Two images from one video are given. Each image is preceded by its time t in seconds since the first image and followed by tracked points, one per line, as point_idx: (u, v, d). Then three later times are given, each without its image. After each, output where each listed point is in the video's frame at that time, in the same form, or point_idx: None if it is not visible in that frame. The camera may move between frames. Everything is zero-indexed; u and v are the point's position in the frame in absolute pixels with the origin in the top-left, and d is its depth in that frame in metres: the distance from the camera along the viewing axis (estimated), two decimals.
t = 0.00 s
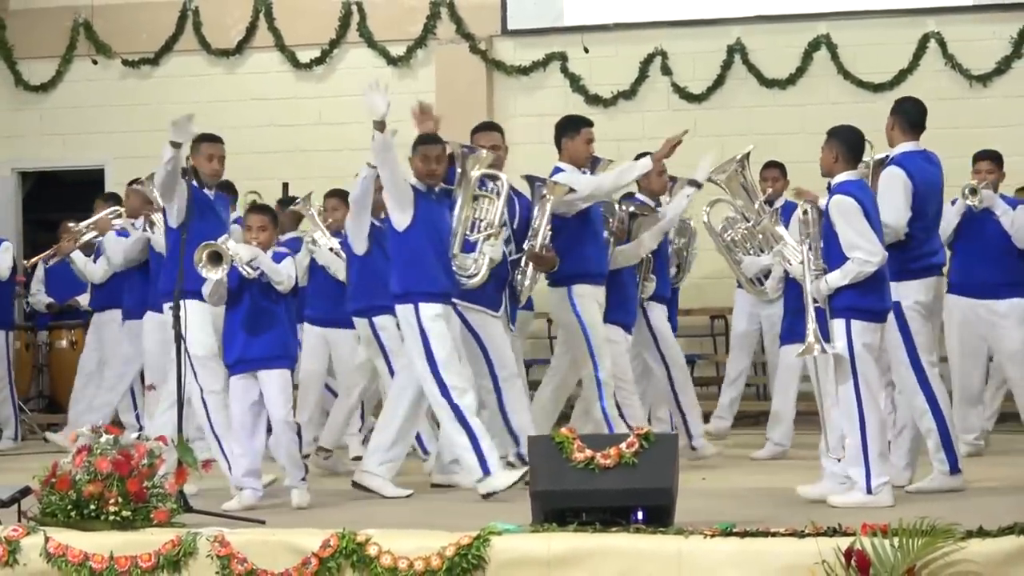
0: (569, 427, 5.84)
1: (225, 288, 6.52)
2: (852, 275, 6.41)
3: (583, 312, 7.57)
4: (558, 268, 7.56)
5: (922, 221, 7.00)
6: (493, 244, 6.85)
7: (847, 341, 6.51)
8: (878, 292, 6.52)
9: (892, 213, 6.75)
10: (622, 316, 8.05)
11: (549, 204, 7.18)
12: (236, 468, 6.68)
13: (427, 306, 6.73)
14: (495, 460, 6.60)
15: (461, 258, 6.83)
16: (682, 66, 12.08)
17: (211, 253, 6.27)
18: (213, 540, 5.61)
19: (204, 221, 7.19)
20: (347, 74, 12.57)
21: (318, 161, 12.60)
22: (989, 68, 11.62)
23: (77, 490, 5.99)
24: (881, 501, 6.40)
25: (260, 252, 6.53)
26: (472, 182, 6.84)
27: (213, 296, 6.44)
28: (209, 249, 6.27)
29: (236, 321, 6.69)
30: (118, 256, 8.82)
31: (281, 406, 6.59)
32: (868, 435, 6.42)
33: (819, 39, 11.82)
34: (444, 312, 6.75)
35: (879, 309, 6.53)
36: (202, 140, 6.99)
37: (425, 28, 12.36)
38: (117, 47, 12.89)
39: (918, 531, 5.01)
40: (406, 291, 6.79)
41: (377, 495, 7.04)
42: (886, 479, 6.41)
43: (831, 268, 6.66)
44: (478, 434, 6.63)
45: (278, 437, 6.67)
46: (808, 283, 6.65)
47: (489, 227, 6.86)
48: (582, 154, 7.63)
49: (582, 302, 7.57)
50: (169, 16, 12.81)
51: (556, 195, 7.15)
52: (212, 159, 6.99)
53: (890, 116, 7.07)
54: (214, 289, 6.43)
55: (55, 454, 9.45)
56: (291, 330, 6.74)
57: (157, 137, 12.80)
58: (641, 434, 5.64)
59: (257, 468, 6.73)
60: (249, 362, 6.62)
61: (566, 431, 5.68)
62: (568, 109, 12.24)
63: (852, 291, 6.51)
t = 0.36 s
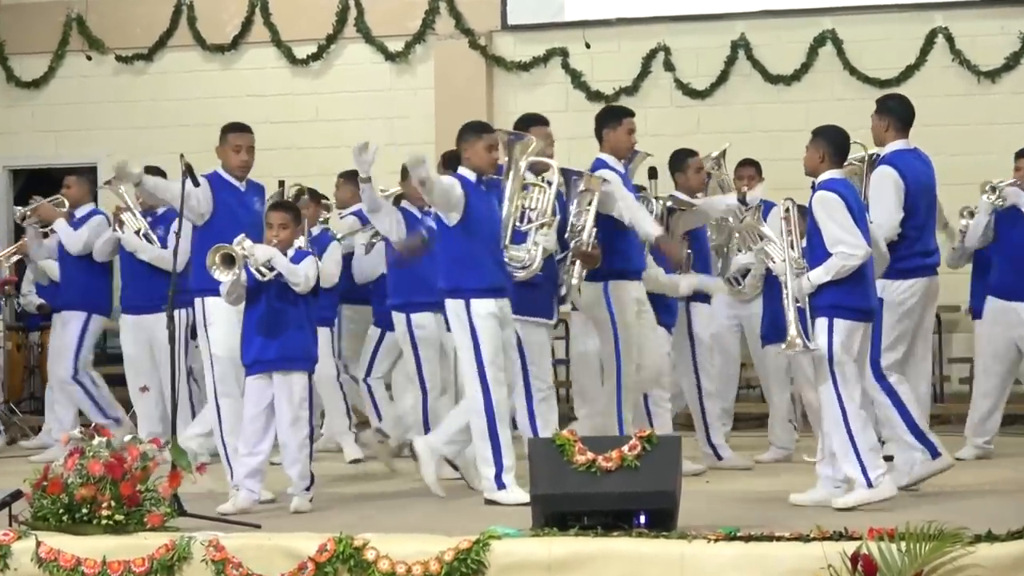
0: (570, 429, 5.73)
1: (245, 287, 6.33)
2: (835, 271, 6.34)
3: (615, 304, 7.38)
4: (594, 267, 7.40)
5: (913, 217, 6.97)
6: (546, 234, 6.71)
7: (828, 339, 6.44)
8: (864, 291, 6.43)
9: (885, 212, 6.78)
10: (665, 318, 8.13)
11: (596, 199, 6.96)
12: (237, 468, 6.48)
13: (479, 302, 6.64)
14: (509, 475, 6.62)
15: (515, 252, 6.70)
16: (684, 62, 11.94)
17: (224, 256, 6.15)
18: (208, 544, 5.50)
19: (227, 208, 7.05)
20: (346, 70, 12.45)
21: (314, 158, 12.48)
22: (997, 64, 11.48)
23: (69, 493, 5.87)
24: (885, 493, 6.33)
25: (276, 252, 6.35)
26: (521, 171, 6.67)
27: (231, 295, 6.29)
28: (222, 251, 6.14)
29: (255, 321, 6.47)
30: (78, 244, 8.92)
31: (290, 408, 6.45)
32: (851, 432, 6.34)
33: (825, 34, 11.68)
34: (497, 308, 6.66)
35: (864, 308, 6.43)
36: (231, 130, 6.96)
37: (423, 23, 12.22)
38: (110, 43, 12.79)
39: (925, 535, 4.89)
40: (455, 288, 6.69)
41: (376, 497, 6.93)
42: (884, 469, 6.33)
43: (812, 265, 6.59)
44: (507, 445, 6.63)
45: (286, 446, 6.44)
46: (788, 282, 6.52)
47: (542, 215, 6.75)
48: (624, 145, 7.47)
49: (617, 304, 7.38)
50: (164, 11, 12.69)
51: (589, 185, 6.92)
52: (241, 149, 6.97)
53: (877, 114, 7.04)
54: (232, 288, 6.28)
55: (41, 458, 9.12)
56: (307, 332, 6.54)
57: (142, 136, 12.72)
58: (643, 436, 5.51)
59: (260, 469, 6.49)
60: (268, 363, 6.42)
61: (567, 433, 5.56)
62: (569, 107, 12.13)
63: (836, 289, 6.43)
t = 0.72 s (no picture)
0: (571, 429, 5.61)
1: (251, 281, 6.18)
2: (831, 264, 6.22)
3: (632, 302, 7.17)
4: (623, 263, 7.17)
5: (914, 212, 6.79)
6: (574, 228, 6.55)
7: (822, 332, 6.30)
8: (861, 285, 6.30)
9: (890, 204, 6.65)
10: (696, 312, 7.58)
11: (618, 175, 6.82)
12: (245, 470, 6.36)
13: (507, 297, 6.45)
14: (509, 475, 6.48)
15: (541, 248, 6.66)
16: (689, 51, 11.31)
17: (225, 250, 6.07)
18: (201, 546, 5.35)
19: (251, 201, 6.69)
20: (343, 60, 11.81)
21: (307, 151, 11.84)
22: (1009, 54, 10.92)
23: (57, 493, 5.70)
24: (845, 502, 6.18)
25: (280, 247, 6.20)
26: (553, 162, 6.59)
27: (237, 290, 6.09)
28: (222, 244, 6.06)
29: (256, 315, 6.33)
30: (55, 242, 8.73)
31: (290, 406, 6.28)
32: (831, 427, 6.24)
33: (832, 24, 11.07)
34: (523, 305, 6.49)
35: (860, 303, 6.31)
36: (253, 118, 6.67)
37: (422, 12, 11.59)
38: (100, 32, 12.08)
39: (934, 536, 4.75)
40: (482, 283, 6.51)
41: (370, 500, 6.74)
42: (848, 477, 6.20)
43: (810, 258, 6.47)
44: (510, 445, 6.49)
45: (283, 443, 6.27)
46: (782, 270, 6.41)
47: (573, 206, 6.65)
48: (651, 137, 7.21)
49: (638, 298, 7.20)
50: None
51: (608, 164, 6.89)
52: (266, 137, 6.69)
53: (871, 104, 6.93)
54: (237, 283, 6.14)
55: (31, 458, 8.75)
56: (312, 330, 6.38)
57: (148, 125, 12.03)
58: (646, 435, 5.39)
59: (264, 468, 6.35)
60: (268, 358, 6.27)
61: (567, 432, 5.44)
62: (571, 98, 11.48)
63: (828, 282, 6.29)
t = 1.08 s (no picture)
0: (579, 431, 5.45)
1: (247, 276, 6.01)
2: (849, 262, 6.05)
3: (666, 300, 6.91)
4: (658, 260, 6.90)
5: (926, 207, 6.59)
6: (614, 229, 6.27)
7: (832, 330, 6.13)
8: (870, 282, 6.13)
9: (913, 201, 6.43)
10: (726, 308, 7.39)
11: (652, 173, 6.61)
12: (236, 458, 6.20)
13: (538, 301, 6.20)
14: (519, 478, 6.27)
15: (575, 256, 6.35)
16: (698, 44, 11.08)
17: (215, 240, 5.87)
18: (200, 550, 5.17)
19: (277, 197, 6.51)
20: (345, 52, 11.62)
21: (307, 145, 11.66)
22: None
23: (53, 497, 5.45)
24: (844, 504, 6.00)
25: (273, 240, 6.01)
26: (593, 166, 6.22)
27: (232, 284, 5.96)
28: (211, 236, 5.88)
29: (254, 310, 6.19)
30: (37, 244, 8.54)
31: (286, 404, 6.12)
32: (835, 430, 6.04)
33: (846, 16, 10.83)
34: (560, 308, 6.23)
35: (869, 300, 6.14)
36: (264, 115, 6.55)
37: (425, 4, 11.41)
38: (96, 24, 11.92)
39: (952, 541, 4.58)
40: (517, 283, 6.24)
41: (369, 503, 6.58)
42: (850, 480, 6.02)
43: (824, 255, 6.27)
44: (526, 446, 6.25)
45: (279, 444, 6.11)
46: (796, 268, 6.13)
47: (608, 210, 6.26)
48: (686, 131, 6.92)
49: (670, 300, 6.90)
50: None
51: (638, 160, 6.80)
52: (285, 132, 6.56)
53: (880, 100, 6.69)
54: (233, 277, 5.96)
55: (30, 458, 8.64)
56: (313, 328, 6.21)
57: (140, 120, 11.89)
58: (655, 438, 5.22)
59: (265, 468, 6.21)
60: (267, 353, 6.11)
61: (575, 435, 5.28)
62: (577, 90, 11.26)
63: (839, 278, 6.11)
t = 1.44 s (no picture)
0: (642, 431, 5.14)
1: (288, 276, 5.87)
2: (908, 264, 5.58)
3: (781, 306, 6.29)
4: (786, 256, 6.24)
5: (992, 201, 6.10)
6: (744, 224, 5.56)
7: (890, 337, 5.65)
8: (930, 283, 5.66)
9: (970, 198, 5.90)
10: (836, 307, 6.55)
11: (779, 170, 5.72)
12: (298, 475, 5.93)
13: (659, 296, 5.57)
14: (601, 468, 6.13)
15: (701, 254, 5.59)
16: (762, 35, 10.75)
17: (256, 241, 5.68)
18: (254, 554, 5.01)
19: (411, 194, 6.13)
20: (398, 45, 11.28)
21: (359, 138, 11.32)
22: None
23: (104, 500, 5.29)
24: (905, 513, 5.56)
25: (314, 239, 5.71)
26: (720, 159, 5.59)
27: (271, 284, 5.74)
28: (253, 237, 5.67)
29: (292, 312, 5.86)
30: (59, 248, 7.63)
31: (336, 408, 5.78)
32: (899, 442, 5.56)
33: (914, 6, 10.52)
34: (693, 305, 5.58)
35: (929, 303, 5.67)
36: (396, 112, 6.12)
37: None
38: (146, 16, 11.56)
39: None
40: (646, 280, 5.61)
41: (421, 506, 6.36)
42: (912, 488, 5.57)
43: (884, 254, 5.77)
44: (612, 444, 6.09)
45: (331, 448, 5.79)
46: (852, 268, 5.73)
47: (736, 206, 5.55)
48: (802, 124, 6.21)
49: (786, 302, 6.27)
50: None
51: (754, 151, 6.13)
52: (419, 131, 6.13)
53: (936, 89, 6.14)
54: (272, 278, 5.73)
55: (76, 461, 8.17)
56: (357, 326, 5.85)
57: (178, 111, 11.55)
58: (721, 439, 4.92)
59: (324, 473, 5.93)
60: (309, 356, 5.78)
61: (637, 436, 4.96)
62: (637, 84, 10.96)
63: (900, 280, 5.64)
